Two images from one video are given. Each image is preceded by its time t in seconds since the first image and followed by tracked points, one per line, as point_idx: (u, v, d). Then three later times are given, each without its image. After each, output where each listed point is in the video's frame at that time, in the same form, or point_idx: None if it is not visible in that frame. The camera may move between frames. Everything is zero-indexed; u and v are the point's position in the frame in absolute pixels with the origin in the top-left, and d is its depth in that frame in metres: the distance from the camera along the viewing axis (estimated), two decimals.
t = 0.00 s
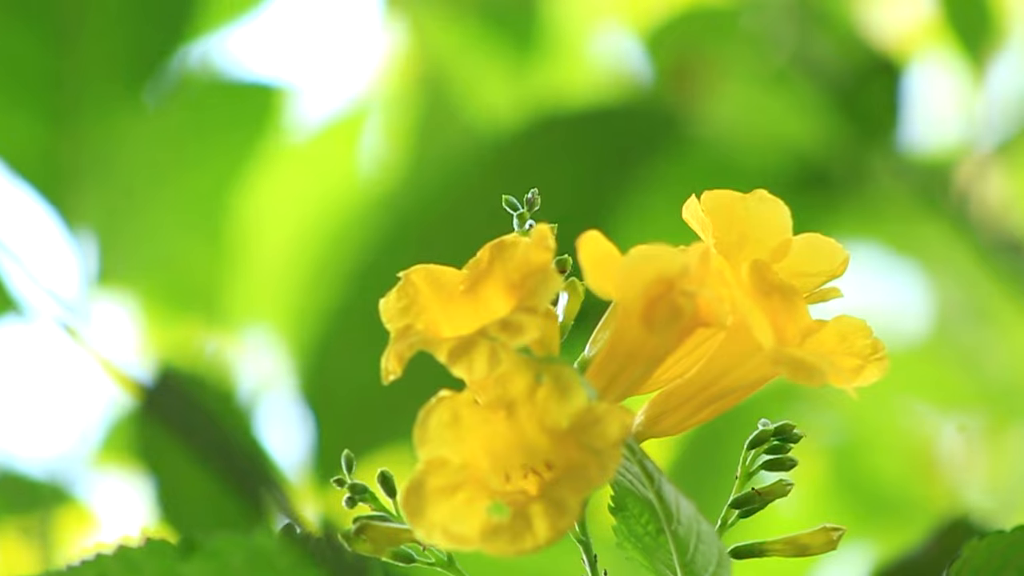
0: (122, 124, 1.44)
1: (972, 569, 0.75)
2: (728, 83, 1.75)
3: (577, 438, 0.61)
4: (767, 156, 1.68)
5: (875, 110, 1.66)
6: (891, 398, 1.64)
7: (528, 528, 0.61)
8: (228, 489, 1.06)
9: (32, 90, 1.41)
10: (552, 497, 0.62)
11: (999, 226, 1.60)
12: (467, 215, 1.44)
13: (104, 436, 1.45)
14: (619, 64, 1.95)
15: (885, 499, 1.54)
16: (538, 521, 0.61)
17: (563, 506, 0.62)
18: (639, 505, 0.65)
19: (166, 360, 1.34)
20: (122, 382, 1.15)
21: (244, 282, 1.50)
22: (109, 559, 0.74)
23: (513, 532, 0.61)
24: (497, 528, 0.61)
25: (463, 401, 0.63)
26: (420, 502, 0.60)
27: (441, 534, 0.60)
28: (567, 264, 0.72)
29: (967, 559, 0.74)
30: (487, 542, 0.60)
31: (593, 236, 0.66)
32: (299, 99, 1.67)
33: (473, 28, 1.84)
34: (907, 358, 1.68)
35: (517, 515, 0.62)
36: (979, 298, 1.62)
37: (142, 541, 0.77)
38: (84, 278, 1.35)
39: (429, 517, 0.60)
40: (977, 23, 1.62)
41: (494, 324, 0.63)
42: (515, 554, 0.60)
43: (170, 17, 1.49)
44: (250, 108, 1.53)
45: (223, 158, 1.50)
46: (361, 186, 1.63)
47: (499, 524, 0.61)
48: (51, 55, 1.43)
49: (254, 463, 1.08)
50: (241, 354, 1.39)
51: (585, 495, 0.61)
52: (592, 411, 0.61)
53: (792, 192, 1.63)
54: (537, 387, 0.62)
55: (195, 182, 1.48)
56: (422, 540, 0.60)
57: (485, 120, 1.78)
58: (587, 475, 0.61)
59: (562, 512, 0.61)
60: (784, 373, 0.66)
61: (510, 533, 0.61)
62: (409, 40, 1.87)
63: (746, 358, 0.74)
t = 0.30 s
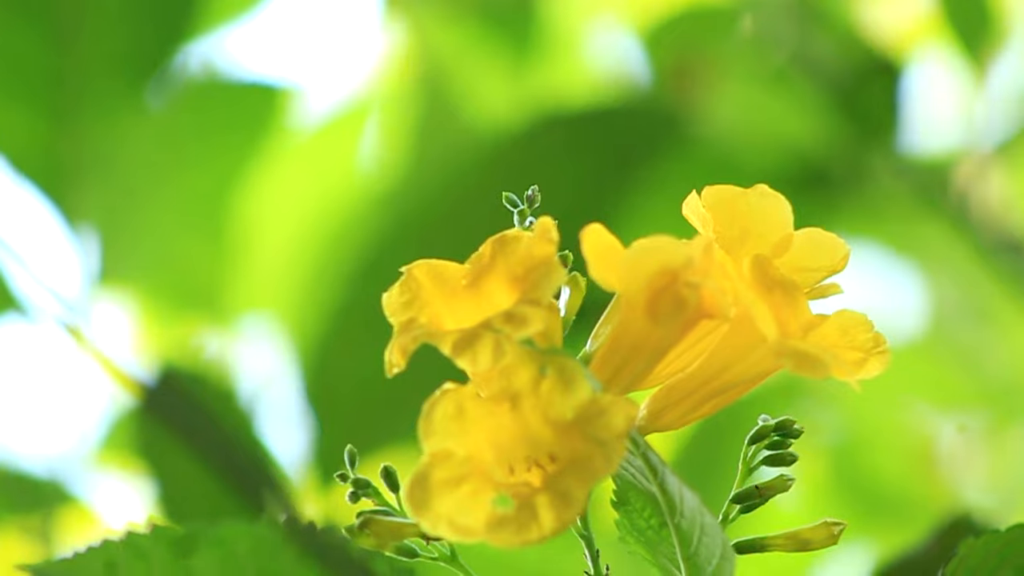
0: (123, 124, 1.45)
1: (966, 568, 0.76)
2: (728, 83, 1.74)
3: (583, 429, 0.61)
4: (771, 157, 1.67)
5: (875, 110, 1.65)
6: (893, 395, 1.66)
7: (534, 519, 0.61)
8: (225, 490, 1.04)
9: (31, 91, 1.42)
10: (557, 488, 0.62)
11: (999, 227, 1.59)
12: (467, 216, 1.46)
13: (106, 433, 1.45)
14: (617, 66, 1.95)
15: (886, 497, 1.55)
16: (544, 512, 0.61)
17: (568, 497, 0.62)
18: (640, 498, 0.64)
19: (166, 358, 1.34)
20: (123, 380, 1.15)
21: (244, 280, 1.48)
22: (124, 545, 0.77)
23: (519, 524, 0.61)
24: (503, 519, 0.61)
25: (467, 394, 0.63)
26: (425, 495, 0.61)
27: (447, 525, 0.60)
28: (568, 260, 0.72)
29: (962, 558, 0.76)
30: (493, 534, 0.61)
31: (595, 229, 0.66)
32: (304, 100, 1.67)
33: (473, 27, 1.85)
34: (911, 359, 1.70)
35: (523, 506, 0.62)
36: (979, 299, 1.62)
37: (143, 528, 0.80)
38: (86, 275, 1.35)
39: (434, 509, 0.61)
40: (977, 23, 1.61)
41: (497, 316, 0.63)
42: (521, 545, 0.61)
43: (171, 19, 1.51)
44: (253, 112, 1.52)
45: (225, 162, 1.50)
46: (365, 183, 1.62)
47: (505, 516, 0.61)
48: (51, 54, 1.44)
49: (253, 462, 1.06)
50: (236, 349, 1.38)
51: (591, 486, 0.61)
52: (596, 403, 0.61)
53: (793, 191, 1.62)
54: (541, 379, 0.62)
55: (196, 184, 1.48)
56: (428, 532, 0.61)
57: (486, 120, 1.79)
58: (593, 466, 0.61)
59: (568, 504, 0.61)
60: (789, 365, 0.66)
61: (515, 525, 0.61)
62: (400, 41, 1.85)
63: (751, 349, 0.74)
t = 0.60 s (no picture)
0: (124, 123, 1.44)
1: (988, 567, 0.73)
2: (727, 83, 1.73)
3: (590, 432, 0.61)
4: (770, 155, 1.68)
5: (877, 111, 1.62)
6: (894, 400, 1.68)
7: (538, 523, 0.61)
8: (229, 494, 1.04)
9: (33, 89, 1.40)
10: (562, 491, 0.62)
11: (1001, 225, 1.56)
12: (463, 218, 1.46)
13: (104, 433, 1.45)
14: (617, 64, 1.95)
15: (884, 500, 1.58)
16: (549, 515, 0.61)
17: (573, 501, 0.61)
18: (651, 499, 0.65)
19: (168, 361, 1.34)
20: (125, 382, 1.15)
21: (245, 277, 1.52)
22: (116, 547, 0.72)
23: (523, 526, 0.61)
24: (507, 521, 0.61)
25: (475, 393, 0.63)
26: (430, 493, 0.61)
27: (451, 526, 0.60)
28: (582, 259, 0.72)
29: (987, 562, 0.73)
30: (497, 536, 0.61)
31: (607, 231, 0.66)
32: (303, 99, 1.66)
33: (474, 27, 1.84)
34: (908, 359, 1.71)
35: (528, 509, 0.62)
36: (978, 299, 1.60)
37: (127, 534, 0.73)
38: (87, 277, 1.33)
39: (440, 509, 0.60)
40: (979, 23, 1.61)
41: (508, 317, 0.63)
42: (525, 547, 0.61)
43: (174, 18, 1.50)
44: (255, 115, 1.53)
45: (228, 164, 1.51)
46: (367, 184, 1.65)
47: (510, 518, 0.61)
48: (50, 52, 1.43)
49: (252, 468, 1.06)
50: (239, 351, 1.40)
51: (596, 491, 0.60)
52: (604, 406, 0.61)
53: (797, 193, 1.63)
54: (550, 381, 0.62)
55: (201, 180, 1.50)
56: (432, 532, 0.61)
57: (485, 120, 1.78)
58: (600, 470, 0.61)
59: (572, 508, 0.61)
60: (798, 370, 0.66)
61: (518, 527, 0.61)
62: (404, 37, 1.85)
63: (761, 354, 0.74)
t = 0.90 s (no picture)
0: (125, 123, 1.44)
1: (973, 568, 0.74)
2: (728, 84, 1.74)
3: (613, 424, 0.61)
4: (771, 155, 1.68)
5: (876, 111, 1.62)
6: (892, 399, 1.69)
7: (564, 514, 0.60)
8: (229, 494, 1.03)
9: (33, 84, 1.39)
10: (586, 484, 0.62)
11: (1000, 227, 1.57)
12: (466, 215, 1.46)
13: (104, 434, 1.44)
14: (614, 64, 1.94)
15: (885, 500, 1.60)
16: (574, 507, 0.61)
17: (599, 492, 0.61)
18: (663, 495, 0.64)
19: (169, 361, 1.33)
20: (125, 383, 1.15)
21: (242, 279, 1.53)
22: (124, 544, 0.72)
23: (549, 518, 0.60)
24: (533, 513, 0.60)
25: (494, 388, 0.63)
26: (453, 487, 0.61)
27: (476, 519, 0.60)
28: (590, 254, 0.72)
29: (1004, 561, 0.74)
30: (524, 527, 0.60)
31: (620, 225, 0.65)
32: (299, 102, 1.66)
33: (474, 28, 1.84)
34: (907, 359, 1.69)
35: (552, 501, 0.61)
36: (979, 300, 1.59)
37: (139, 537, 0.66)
38: (86, 278, 1.34)
39: (464, 502, 0.60)
40: (980, 23, 1.61)
41: (528, 310, 0.63)
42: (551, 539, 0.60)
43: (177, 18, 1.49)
44: (253, 110, 1.54)
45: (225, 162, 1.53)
46: (365, 185, 1.66)
47: (535, 510, 0.61)
48: (46, 49, 1.41)
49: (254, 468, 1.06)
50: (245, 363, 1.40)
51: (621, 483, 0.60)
52: (627, 398, 0.61)
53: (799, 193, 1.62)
54: (570, 374, 0.63)
55: (194, 180, 1.49)
56: (457, 526, 0.60)
57: (485, 121, 1.78)
58: (624, 462, 0.61)
59: (598, 498, 0.61)
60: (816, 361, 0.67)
61: (545, 518, 0.60)
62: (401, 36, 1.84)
63: (776, 346, 0.73)
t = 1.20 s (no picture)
0: (123, 123, 1.45)
1: None
2: (728, 85, 1.74)
3: (597, 429, 0.61)
4: (769, 156, 1.67)
5: (876, 112, 1.64)
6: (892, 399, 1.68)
7: (545, 518, 0.60)
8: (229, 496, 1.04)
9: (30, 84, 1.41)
10: (569, 488, 0.62)
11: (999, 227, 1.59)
12: (467, 214, 1.46)
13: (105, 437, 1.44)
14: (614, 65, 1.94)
15: (887, 501, 1.58)
16: (555, 511, 0.60)
17: (580, 497, 0.61)
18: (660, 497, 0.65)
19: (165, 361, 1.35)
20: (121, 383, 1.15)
21: (243, 285, 1.51)
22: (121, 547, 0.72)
23: (530, 522, 0.60)
24: (514, 517, 0.60)
25: (483, 391, 0.64)
26: (437, 489, 0.60)
27: (458, 522, 0.59)
28: (592, 255, 0.72)
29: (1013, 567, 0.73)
30: (504, 531, 0.60)
31: (614, 230, 0.66)
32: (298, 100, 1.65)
33: (474, 28, 1.84)
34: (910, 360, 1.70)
35: (535, 505, 0.61)
36: (979, 299, 1.58)
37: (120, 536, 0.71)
38: (85, 277, 1.34)
39: (446, 505, 0.60)
40: (978, 24, 1.61)
41: (515, 315, 0.63)
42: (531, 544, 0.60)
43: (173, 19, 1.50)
44: (254, 110, 1.53)
45: (223, 163, 1.51)
46: (360, 190, 1.62)
47: (517, 514, 0.60)
48: (44, 49, 1.43)
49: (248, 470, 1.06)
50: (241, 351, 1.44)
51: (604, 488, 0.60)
52: (611, 403, 0.61)
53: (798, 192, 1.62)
54: (558, 377, 0.62)
55: (191, 186, 1.49)
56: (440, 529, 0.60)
57: (485, 122, 1.78)
58: (606, 466, 0.61)
59: (579, 503, 0.60)
60: (804, 368, 0.66)
61: (526, 523, 0.60)
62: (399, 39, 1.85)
63: (771, 352, 0.73)
